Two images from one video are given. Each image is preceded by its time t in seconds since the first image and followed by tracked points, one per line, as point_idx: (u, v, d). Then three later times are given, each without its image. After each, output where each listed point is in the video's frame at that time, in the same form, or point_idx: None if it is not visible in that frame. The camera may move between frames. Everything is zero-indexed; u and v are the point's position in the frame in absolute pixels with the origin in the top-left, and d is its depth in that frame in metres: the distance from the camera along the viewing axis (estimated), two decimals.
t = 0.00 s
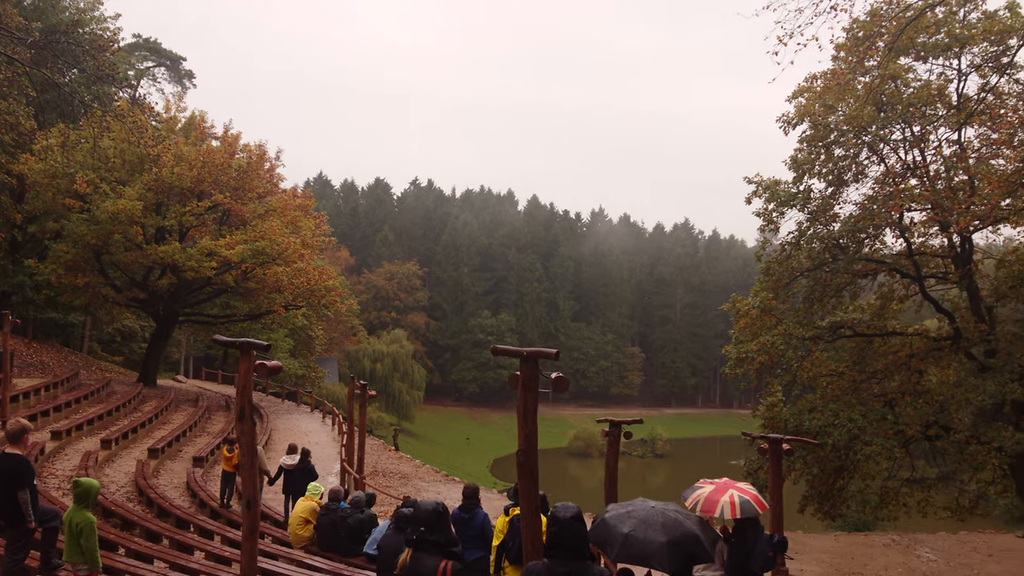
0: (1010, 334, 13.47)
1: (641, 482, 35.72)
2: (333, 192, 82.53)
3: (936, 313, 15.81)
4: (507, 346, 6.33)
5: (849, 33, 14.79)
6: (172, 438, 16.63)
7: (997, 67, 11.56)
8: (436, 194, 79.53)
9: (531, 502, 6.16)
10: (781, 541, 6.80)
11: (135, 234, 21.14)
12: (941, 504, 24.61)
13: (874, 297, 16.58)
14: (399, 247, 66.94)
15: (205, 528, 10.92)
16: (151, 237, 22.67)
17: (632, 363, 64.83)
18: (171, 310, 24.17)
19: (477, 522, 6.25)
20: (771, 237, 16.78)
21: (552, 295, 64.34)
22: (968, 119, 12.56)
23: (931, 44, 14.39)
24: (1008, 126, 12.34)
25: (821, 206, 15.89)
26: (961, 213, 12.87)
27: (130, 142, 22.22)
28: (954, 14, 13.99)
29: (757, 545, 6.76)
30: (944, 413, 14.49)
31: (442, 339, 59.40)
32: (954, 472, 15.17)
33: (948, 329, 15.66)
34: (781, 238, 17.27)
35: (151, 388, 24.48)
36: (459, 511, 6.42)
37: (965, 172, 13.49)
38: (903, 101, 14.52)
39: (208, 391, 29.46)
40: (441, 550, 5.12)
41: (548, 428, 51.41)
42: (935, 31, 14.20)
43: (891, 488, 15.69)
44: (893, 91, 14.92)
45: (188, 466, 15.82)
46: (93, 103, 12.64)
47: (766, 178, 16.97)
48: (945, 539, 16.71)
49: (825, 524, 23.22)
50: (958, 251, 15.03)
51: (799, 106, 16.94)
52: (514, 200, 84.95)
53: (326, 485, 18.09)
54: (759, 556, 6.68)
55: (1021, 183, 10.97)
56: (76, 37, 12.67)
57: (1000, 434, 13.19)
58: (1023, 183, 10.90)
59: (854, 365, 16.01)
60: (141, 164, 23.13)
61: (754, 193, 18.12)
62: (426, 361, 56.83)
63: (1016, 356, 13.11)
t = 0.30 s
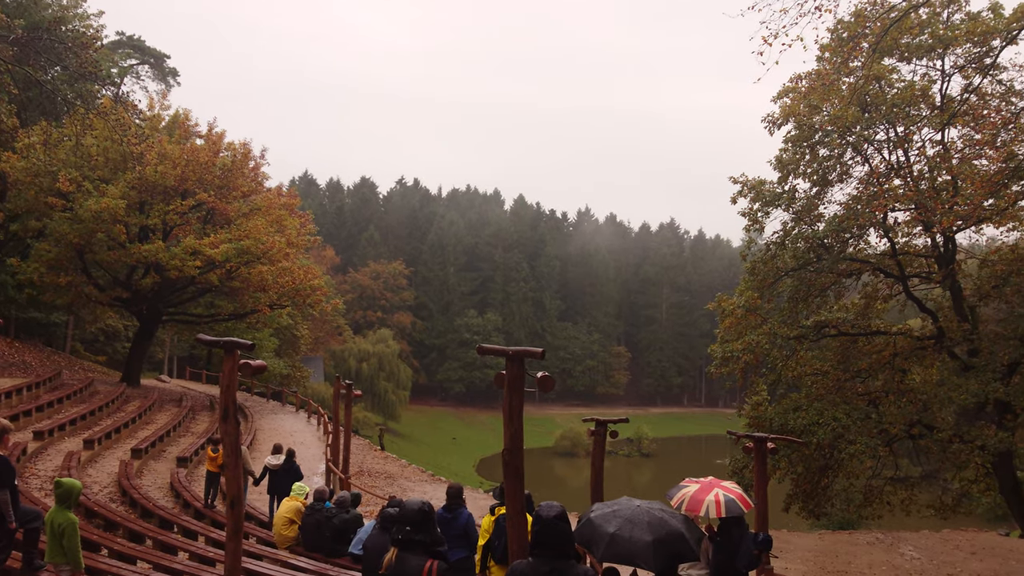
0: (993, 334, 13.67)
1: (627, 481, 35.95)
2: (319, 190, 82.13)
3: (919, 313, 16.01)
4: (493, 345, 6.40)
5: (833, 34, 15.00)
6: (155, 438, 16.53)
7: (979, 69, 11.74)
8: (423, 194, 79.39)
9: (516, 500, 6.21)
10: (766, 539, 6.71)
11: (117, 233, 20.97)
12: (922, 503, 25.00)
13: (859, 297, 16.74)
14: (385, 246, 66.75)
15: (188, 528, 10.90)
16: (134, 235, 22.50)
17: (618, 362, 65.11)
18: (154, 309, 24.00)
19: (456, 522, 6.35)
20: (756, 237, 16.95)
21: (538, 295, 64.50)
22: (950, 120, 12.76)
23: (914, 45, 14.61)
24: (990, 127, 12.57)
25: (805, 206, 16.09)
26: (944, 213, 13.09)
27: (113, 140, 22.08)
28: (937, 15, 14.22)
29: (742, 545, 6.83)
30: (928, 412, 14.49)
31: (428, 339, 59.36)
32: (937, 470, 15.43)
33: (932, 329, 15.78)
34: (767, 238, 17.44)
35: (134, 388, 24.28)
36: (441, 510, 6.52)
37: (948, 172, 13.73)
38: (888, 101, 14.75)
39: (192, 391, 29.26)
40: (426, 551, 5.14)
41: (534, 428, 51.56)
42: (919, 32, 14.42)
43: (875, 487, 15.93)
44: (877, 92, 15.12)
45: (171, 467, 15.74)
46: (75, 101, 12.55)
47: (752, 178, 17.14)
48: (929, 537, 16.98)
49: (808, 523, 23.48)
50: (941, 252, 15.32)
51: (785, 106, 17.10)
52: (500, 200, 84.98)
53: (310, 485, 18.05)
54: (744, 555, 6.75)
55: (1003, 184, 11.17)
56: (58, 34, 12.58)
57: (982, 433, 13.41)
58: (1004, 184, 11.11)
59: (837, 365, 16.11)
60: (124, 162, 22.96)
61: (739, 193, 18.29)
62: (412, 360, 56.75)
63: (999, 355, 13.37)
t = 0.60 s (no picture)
0: (978, 333, 13.82)
1: (617, 480, 36.12)
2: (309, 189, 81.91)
3: (906, 312, 16.19)
4: (483, 345, 6.47)
5: (821, 36, 15.20)
6: (144, 438, 16.50)
7: (963, 71, 11.91)
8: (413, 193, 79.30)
9: (505, 500, 6.31)
10: (755, 537, 6.91)
11: (107, 232, 20.89)
12: (908, 501, 25.31)
13: (846, 296, 16.94)
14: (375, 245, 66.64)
15: (178, 528, 10.91)
16: (123, 235, 22.42)
17: (608, 362, 65.38)
18: (143, 309, 23.92)
19: (443, 522, 6.48)
20: (744, 237, 17.10)
21: (529, 295, 64.62)
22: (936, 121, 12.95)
23: (902, 46, 14.78)
24: (976, 128, 12.75)
25: (793, 207, 16.27)
26: (930, 214, 13.28)
27: (102, 139, 22.01)
28: (924, 17, 14.44)
29: (730, 542, 6.91)
30: (914, 411, 14.82)
31: (418, 338, 59.38)
32: (923, 468, 15.65)
33: (918, 328, 16.01)
34: (754, 238, 17.60)
35: (122, 388, 24.18)
36: (430, 510, 6.67)
37: (934, 173, 13.92)
38: (875, 102, 14.94)
39: (181, 390, 29.14)
40: (416, 549, 5.22)
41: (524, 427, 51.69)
42: (906, 33, 14.62)
43: (861, 486, 16.13)
44: (864, 93, 15.30)
45: (160, 466, 15.73)
46: (64, 99, 12.53)
47: (740, 178, 17.30)
48: (915, 535, 17.21)
49: (797, 522, 23.68)
50: (928, 252, 15.52)
51: (772, 107, 17.27)
52: (490, 200, 85.02)
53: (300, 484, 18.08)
54: (733, 553, 6.83)
55: (988, 185, 11.35)
56: (47, 33, 12.54)
57: (968, 432, 13.57)
58: (988, 185, 11.28)
59: (825, 364, 16.37)
60: (113, 162, 22.90)
61: (727, 193, 18.46)
62: (402, 360, 56.77)
63: (984, 354, 13.48)
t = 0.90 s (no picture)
0: (971, 332, 13.90)
1: (611, 479, 36.19)
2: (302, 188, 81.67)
3: (899, 312, 16.29)
4: (477, 345, 6.48)
5: (814, 36, 15.29)
6: (136, 437, 16.44)
7: (957, 71, 11.98)
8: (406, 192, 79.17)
9: (499, 500, 6.33)
10: (748, 536, 6.81)
11: (98, 230, 20.77)
12: (901, 500, 25.48)
13: (839, 296, 17.04)
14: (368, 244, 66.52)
15: (170, 528, 10.88)
16: (115, 234, 22.35)
17: (602, 361, 65.46)
18: (135, 308, 23.83)
19: (435, 522, 6.50)
20: (738, 236, 17.17)
21: (522, 294, 64.64)
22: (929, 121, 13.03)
23: (895, 46, 14.89)
24: (969, 129, 12.81)
25: (786, 206, 16.35)
26: (922, 213, 13.36)
27: (94, 137, 21.92)
28: (917, 17, 14.54)
29: (724, 541, 6.89)
30: (907, 410, 14.93)
31: (411, 337, 59.35)
32: (916, 468, 15.74)
33: (911, 327, 16.15)
34: (748, 237, 17.67)
35: (114, 387, 24.07)
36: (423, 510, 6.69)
37: (927, 172, 14.02)
38: (868, 102, 15.03)
39: (173, 390, 29.03)
40: (409, 549, 5.22)
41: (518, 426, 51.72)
42: (899, 33, 14.73)
43: (853, 485, 16.22)
44: (857, 93, 15.39)
45: (152, 466, 15.67)
46: (56, 97, 12.50)
47: (733, 178, 17.37)
48: (908, 534, 17.31)
49: (791, 522, 23.76)
50: (921, 252, 15.63)
51: (766, 107, 17.34)
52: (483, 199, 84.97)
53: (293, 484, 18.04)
54: (726, 552, 6.80)
55: (981, 185, 11.43)
56: (39, 31, 12.51)
57: (960, 431, 13.65)
58: (982, 185, 11.35)
59: (818, 364, 16.45)
60: (104, 160, 22.79)
61: (720, 193, 18.52)
62: (395, 359, 56.72)
63: (977, 353, 13.54)
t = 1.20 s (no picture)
0: (968, 333, 13.94)
1: (608, 481, 36.19)
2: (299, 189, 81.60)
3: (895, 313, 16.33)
4: (473, 346, 6.49)
5: (811, 37, 15.33)
6: (132, 438, 16.40)
7: (953, 73, 12.02)
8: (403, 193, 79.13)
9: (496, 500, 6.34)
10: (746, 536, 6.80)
11: (95, 231, 20.73)
12: (897, 501, 25.56)
13: (836, 297, 17.08)
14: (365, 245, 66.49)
15: (166, 529, 10.86)
16: (111, 235, 22.33)
17: (599, 362, 65.49)
18: (131, 309, 23.81)
19: (433, 522, 6.48)
20: (735, 238, 17.20)
21: (519, 295, 64.66)
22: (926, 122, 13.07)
23: (892, 48, 14.93)
24: (965, 130, 12.85)
25: (783, 208, 16.39)
26: (919, 214, 13.40)
27: (91, 138, 21.92)
28: (914, 18, 14.58)
29: (722, 541, 6.89)
30: (904, 411, 14.98)
31: (408, 338, 59.33)
32: (913, 469, 15.79)
33: (907, 328, 16.20)
34: (744, 238, 17.71)
35: (110, 388, 24.02)
36: (420, 511, 6.68)
37: (924, 173, 14.06)
38: (865, 103, 15.06)
39: (170, 391, 28.98)
40: (407, 550, 5.22)
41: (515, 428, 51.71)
42: (896, 35, 14.79)
43: (850, 486, 16.26)
44: (854, 95, 15.43)
45: (149, 467, 15.65)
46: (52, 98, 12.46)
47: (730, 179, 17.41)
48: (905, 535, 17.36)
49: (788, 523, 23.76)
50: (918, 253, 15.68)
51: (762, 109, 17.38)
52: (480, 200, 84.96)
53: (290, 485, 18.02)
54: (724, 552, 6.81)
55: (977, 186, 11.48)
56: (36, 32, 12.46)
57: (957, 432, 13.68)
58: (978, 186, 11.40)
59: (815, 365, 16.49)
60: (101, 160, 22.77)
61: (718, 194, 18.55)
62: (392, 361, 56.69)
63: (974, 355, 13.58)
